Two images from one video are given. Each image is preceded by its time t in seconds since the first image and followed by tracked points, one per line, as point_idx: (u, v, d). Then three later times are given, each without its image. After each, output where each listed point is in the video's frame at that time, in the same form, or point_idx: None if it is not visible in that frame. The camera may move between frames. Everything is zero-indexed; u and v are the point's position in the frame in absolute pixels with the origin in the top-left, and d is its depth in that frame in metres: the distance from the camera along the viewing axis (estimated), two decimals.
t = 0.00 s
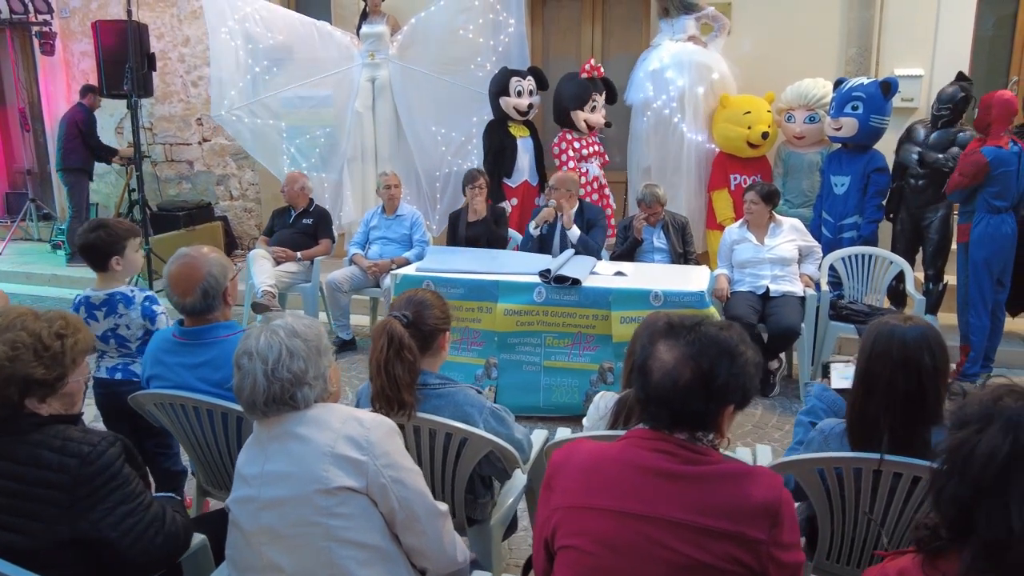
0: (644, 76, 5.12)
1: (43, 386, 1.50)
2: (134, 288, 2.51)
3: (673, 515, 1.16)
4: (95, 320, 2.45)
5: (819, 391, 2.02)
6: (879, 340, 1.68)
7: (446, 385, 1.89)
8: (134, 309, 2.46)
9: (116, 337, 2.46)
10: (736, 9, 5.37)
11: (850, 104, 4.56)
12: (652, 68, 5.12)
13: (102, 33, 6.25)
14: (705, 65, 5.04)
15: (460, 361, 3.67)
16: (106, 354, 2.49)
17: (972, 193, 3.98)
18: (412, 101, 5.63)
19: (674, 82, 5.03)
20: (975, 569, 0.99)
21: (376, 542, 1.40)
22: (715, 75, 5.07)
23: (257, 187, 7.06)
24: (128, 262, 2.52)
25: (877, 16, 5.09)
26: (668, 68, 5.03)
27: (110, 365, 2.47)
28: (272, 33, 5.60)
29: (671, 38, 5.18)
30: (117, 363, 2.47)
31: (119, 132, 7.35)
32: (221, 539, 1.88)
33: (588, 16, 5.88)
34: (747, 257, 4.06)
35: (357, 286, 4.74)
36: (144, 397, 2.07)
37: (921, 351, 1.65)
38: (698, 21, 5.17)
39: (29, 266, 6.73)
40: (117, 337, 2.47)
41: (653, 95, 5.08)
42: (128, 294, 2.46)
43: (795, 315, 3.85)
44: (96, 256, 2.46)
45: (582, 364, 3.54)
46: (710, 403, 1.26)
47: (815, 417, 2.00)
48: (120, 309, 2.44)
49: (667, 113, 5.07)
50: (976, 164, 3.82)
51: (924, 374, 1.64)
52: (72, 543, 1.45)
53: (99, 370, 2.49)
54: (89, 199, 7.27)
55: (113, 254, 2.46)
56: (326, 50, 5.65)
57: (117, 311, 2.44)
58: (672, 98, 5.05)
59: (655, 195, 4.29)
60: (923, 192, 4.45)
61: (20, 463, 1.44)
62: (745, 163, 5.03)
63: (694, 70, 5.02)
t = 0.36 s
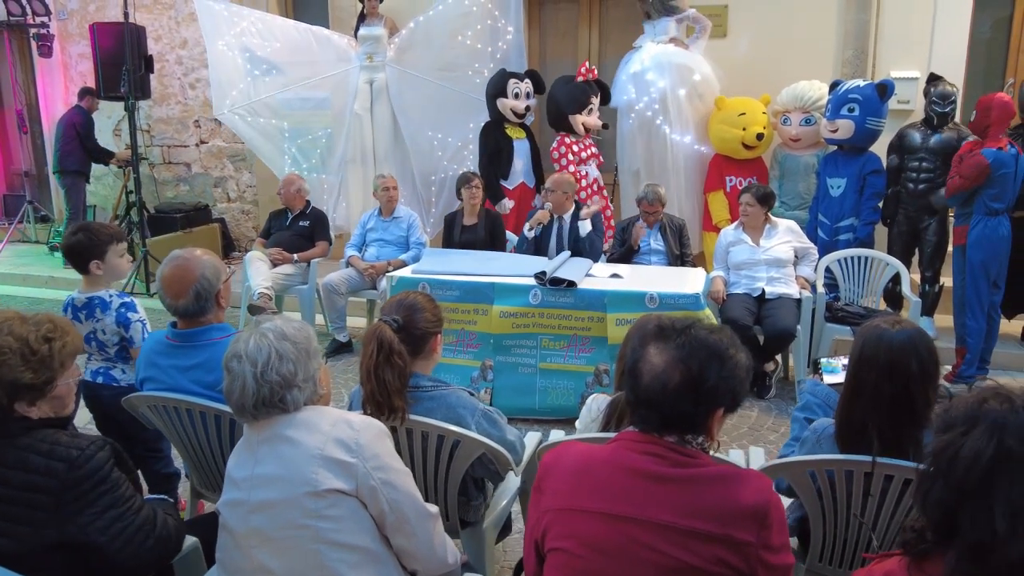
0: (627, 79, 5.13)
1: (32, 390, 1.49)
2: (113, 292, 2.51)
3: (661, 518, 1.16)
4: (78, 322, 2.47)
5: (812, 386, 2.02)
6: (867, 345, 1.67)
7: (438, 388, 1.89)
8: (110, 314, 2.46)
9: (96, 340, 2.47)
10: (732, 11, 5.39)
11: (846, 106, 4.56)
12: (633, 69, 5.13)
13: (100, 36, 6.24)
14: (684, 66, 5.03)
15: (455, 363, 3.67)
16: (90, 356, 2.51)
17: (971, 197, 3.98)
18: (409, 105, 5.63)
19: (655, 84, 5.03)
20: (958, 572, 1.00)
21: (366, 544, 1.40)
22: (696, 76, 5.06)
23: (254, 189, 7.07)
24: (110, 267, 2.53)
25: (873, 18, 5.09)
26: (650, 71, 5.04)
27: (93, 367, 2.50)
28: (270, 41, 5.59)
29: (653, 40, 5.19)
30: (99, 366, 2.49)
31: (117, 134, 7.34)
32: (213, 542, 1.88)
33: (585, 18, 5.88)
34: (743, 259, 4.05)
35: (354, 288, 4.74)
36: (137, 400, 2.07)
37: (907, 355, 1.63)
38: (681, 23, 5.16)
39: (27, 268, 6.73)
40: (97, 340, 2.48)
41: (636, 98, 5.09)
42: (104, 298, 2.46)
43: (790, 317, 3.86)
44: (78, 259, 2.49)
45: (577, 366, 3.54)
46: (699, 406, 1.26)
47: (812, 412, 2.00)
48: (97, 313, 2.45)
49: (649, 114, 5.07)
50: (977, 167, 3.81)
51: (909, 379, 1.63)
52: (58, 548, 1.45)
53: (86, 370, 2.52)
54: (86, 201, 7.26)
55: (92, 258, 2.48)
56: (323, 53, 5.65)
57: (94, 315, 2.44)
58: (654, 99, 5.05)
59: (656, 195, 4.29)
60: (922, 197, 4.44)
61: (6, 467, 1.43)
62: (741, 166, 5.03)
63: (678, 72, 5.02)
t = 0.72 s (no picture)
0: (612, 77, 5.18)
1: (35, 389, 1.49)
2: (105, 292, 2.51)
3: (665, 518, 1.16)
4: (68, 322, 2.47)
5: (827, 370, 2.01)
6: (880, 348, 1.62)
7: (440, 388, 1.89)
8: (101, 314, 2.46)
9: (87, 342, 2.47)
10: (732, 13, 5.39)
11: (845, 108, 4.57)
12: (622, 69, 5.17)
13: (99, 36, 6.24)
14: (670, 65, 5.03)
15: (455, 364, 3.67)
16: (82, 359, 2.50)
17: (972, 198, 3.98)
18: (409, 106, 5.64)
19: (640, 82, 5.04)
20: (963, 571, 1.00)
21: (370, 544, 1.40)
22: (682, 75, 5.07)
23: (254, 190, 7.05)
24: (102, 268, 2.54)
25: (873, 20, 5.09)
26: (634, 69, 5.06)
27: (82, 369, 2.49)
28: (269, 42, 5.59)
29: (644, 40, 5.20)
30: (91, 369, 2.48)
31: (116, 135, 7.33)
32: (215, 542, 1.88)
33: (585, 19, 5.88)
34: (743, 260, 4.05)
35: (353, 289, 4.74)
36: (140, 400, 2.07)
37: (920, 363, 1.59)
38: (667, 24, 5.15)
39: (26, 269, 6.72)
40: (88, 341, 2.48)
41: (620, 96, 5.13)
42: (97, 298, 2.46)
43: (790, 318, 3.86)
44: (70, 259, 2.50)
45: (577, 367, 3.54)
46: (703, 407, 1.26)
47: (822, 399, 2.01)
48: (88, 313, 2.45)
49: (634, 114, 5.09)
50: (981, 168, 3.80)
51: (921, 387, 1.59)
52: (60, 548, 1.45)
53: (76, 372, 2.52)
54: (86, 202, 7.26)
55: (84, 259, 2.49)
56: (323, 55, 5.65)
57: (85, 315, 2.44)
58: (639, 97, 5.07)
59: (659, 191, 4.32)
60: (922, 198, 4.45)
61: (7, 467, 1.43)
62: (741, 167, 5.03)
63: (652, 70, 5.02)
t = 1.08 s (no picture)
0: (618, 76, 5.21)
1: (38, 389, 1.49)
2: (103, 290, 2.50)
3: (668, 519, 1.16)
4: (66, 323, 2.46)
5: (835, 367, 1.96)
6: (895, 355, 1.60)
7: (442, 389, 1.89)
8: (100, 313, 2.45)
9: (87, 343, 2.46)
10: (732, 14, 5.40)
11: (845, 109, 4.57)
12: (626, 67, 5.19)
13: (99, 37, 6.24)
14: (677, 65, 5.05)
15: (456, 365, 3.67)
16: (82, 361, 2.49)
17: (973, 200, 3.98)
18: (409, 106, 5.65)
19: (645, 82, 5.06)
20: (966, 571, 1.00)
21: (371, 544, 1.40)
22: (687, 76, 5.07)
23: (254, 190, 7.04)
24: (99, 267, 2.53)
25: (873, 21, 5.10)
26: (638, 69, 5.09)
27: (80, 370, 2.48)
28: (270, 43, 5.56)
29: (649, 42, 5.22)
30: (91, 371, 2.47)
31: (117, 135, 7.33)
32: (215, 543, 1.88)
33: (585, 20, 5.89)
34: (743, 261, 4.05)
35: (353, 289, 4.74)
36: (142, 400, 2.07)
37: (935, 372, 1.58)
38: (674, 26, 5.16)
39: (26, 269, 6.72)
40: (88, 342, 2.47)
41: (624, 96, 5.14)
42: (97, 296, 2.45)
43: (790, 319, 3.86)
44: (67, 258, 2.50)
45: (578, 368, 3.54)
46: (708, 409, 1.26)
47: (829, 396, 1.96)
48: (88, 312, 2.44)
49: (639, 114, 5.09)
50: (982, 170, 3.80)
51: (938, 396, 1.57)
52: (62, 548, 1.45)
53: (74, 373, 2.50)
54: (87, 203, 7.25)
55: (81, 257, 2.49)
56: (324, 56, 5.66)
57: (83, 315, 2.43)
58: (642, 97, 5.08)
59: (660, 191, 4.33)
60: (922, 198, 4.46)
61: (10, 467, 1.42)
62: (741, 167, 5.03)
63: (660, 70, 5.04)
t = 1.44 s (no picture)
0: (623, 75, 5.22)
1: (32, 389, 1.49)
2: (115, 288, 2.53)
3: (668, 523, 1.15)
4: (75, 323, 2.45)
5: (832, 368, 1.93)
6: (893, 357, 1.60)
7: (438, 389, 1.89)
8: (116, 309, 2.47)
9: (98, 339, 2.46)
10: (731, 14, 5.40)
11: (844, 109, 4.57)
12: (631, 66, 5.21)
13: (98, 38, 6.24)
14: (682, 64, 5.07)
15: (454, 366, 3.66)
16: (88, 359, 2.48)
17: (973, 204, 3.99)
18: (409, 108, 5.66)
19: (650, 80, 5.08)
20: (959, 570, 1.00)
21: (366, 544, 1.40)
22: (692, 75, 5.09)
23: (253, 192, 7.04)
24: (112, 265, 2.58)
25: (871, 22, 5.09)
26: (644, 68, 5.10)
27: (90, 371, 2.47)
28: (270, 47, 5.57)
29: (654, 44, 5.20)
30: (100, 370, 2.47)
31: (116, 137, 7.33)
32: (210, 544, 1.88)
33: (584, 22, 5.89)
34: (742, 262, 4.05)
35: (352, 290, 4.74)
36: (139, 401, 2.07)
37: (934, 371, 1.58)
38: (680, 29, 5.17)
39: (25, 270, 6.72)
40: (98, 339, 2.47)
41: (630, 95, 5.15)
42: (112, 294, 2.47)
43: (788, 320, 3.87)
44: (74, 257, 2.50)
45: (576, 368, 3.54)
46: (715, 417, 1.26)
47: (824, 396, 1.94)
48: (102, 310, 2.45)
49: (644, 113, 5.11)
50: (980, 173, 3.80)
51: (935, 398, 1.58)
52: (58, 549, 1.44)
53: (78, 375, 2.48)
54: (86, 204, 7.25)
55: (92, 259, 2.51)
56: (323, 57, 5.65)
57: (97, 312, 2.44)
58: (648, 96, 5.09)
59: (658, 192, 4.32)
60: (918, 198, 4.49)
61: (5, 468, 1.42)
62: (740, 167, 5.03)
63: (668, 69, 5.05)
